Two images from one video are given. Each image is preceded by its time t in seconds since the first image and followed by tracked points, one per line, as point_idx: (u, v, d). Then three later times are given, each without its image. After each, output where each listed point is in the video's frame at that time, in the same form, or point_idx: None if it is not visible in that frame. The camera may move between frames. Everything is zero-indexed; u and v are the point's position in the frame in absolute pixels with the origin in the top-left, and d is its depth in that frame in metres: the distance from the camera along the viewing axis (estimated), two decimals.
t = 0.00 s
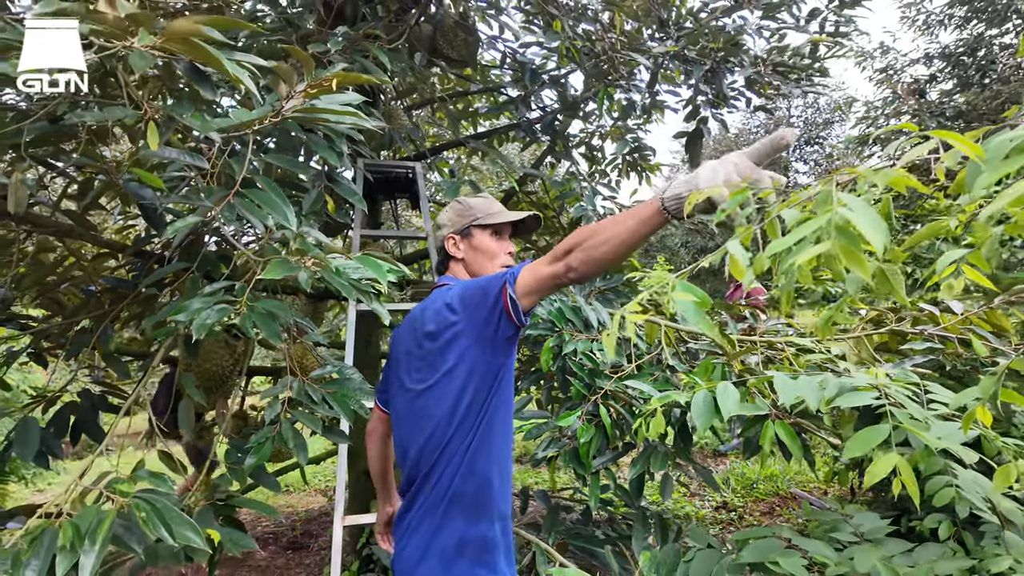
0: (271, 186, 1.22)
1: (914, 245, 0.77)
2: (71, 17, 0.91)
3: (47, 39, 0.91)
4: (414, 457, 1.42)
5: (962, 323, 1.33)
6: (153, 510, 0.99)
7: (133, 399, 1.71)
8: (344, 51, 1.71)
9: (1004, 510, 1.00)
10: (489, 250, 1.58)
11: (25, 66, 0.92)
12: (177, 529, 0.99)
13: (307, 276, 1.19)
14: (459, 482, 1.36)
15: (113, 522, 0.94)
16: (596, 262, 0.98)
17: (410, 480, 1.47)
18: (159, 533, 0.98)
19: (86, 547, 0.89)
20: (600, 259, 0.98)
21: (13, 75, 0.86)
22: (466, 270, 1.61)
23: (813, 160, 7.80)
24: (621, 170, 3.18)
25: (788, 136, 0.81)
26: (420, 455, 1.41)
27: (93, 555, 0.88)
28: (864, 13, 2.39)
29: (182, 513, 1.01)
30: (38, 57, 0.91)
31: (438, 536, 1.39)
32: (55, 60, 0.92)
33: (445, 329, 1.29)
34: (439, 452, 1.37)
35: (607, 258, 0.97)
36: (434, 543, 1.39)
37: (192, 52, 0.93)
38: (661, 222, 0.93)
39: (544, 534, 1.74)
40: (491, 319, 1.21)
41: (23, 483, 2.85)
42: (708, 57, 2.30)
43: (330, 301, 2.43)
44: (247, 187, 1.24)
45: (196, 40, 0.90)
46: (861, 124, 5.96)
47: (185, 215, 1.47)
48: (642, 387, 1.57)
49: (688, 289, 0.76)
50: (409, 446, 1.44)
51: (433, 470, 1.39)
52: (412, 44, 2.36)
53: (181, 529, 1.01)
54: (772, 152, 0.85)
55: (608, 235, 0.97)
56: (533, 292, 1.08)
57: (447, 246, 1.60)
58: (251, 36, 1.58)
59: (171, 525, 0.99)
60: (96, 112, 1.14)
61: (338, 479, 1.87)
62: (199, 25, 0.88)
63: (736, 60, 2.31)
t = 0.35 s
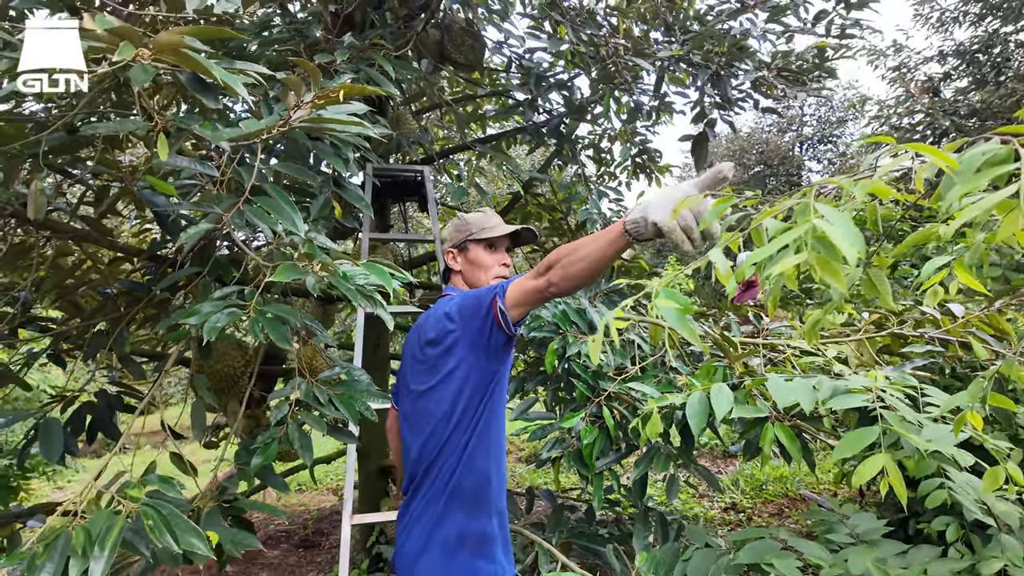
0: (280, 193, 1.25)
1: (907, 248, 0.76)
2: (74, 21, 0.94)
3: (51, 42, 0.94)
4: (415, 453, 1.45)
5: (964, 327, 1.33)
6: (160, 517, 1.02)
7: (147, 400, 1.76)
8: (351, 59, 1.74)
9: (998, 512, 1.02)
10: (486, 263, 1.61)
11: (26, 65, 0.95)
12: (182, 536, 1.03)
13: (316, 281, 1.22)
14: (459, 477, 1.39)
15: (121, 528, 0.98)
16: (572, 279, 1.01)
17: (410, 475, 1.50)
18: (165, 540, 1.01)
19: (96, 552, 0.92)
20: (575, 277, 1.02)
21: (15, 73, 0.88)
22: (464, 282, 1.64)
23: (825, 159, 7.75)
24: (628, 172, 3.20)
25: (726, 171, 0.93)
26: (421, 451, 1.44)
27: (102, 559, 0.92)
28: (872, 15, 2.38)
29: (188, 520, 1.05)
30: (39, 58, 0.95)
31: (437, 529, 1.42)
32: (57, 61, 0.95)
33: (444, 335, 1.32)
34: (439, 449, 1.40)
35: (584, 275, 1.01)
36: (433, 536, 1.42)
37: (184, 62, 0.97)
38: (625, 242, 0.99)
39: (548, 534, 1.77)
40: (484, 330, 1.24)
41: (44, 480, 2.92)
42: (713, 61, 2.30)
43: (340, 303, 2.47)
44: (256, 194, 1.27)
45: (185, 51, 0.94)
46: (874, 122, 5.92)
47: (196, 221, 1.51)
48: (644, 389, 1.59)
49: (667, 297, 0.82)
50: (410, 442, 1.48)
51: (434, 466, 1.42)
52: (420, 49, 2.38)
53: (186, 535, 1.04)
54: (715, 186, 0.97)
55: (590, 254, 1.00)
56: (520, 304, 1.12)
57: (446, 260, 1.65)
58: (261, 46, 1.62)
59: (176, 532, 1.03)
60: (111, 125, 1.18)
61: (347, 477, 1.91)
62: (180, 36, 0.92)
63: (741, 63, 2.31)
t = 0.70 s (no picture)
0: (285, 197, 1.27)
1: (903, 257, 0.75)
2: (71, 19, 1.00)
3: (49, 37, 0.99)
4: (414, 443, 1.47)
5: (968, 327, 1.32)
6: (157, 515, 1.04)
7: (158, 401, 1.79)
8: (357, 64, 1.76)
9: (998, 516, 1.02)
10: (486, 266, 1.63)
11: (25, 65, 0.97)
12: (179, 534, 1.04)
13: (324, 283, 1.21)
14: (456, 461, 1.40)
15: (120, 525, 1.00)
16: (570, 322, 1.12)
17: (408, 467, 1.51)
18: (161, 536, 1.03)
19: (95, 548, 0.95)
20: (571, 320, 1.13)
21: None
22: (466, 284, 1.66)
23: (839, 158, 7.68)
24: (637, 172, 3.20)
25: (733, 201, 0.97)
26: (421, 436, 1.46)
27: (100, 555, 0.94)
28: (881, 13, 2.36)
29: (186, 518, 1.07)
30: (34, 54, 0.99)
31: (435, 512, 1.41)
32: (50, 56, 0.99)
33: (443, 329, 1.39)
34: (437, 434, 1.42)
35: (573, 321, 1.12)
36: (430, 518, 1.41)
37: (191, 73, 0.99)
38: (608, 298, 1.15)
39: (552, 534, 1.77)
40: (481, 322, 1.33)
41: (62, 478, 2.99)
42: (718, 62, 2.30)
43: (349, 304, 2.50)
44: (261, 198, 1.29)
45: (194, 63, 0.97)
46: (888, 120, 5.86)
47: (204, 225, 1.54)
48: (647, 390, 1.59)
49: (652, 306, 1.00)
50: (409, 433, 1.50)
51: (432, 450, 1.43)
52: (427, 53, 2.40)
53: (183, 533, 1.06)
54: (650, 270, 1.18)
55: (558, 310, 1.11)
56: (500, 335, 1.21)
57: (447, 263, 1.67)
58: (268, 52, 1.65)
59: (173, 529, 1.04)
60: (120, 132, 1.21)
61: (354, 476, 1.93)
62: (188, 50, 0.94)
63: (747, 64, 2.31)
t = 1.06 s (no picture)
0: (295, 199, 1.29)
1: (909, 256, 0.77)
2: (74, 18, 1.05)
3: (54, 35, 1.03)
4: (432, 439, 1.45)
5: (981, 326, 1.31)
6: (181, 508, 1.07)
7: (175, 399, 1.83)
8: (367, 66, 1.78)
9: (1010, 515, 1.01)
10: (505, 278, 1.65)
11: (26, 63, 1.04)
12: (202, 527, 1.07)
13: (330, 284, 1.24)
14: (480, 455, 1.40)
15: (145, 518, 1.03)
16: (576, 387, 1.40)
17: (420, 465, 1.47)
18: (185, 529, 1.06)
19: (121, 539, 0.98)
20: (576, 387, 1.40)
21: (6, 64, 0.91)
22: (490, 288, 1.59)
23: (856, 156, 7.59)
24: (648, 171, 3.19)
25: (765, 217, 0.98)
26: (440, 429, 1.43)
27: (126, 546, 0.97)
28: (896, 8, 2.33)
29: (208, 511, 1.09)
30: (43, 55, 1.04)
31: (459, 507, 1.39)
32: (58, 56, 1.03)
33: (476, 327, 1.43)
34: (461, 429, 1.41)
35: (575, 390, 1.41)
36: (454, 512, 1.39)
37: (211, 80, 1.01)
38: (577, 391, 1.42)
39: (563, 533, 1.78)
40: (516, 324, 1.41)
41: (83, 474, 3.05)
42: (728, 59, 2.28)
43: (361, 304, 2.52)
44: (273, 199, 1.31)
45: (216, 71, 0.99)
46: (905, 117, 5.79)
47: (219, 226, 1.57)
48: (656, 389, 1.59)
49: (654, 304, 1.09)
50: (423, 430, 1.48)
51: (455, 444, 1.41)
52: (438, 54, 2.42)
53: (206, 525, 1.09)
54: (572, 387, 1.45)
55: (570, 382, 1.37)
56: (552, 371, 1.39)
57: (476, 269, 1.53)
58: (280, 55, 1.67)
59: (196, 522, 1.07)
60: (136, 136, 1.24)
61: (366, 474, 1.95)
62: (212, 58, 0.97)
63: (757, 61, 2.29)
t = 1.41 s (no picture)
0: (309, 199, 1.30)
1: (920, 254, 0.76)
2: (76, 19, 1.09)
3: (55, 33, 1.06)
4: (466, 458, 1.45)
5: (1000, 326, 1.29)
6: (207, 503, 1.09)
7: (193, 397, 1.85)
8: (381, 68, 1.79)
9: None
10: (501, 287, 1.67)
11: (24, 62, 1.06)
12: (228, 521, 1.09)
13: (344, 284, 1.25)
14: (519, 474, 1.45)
15: (172, 513, 1.05)
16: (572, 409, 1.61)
17: (445, 484, 1.45)
18: (212, 524, 1.08)
19: (149, 534, 1.00)
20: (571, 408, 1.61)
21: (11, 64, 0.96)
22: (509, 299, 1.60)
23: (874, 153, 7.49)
24: (662, 170, 3.18)
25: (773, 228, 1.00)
26: (478, 444, 1.44)
27: (155, 540, 0.99)
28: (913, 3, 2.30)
29: (232, 506, 1.12)
30: (42, 53, 1.05)
31: (499, 522, 1.43)
32: (58, 53, 1.04)
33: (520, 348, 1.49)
34: (503, 448, 1.45)
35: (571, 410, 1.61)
36: (494, 530, 1.42)
37: (218, 81, 1.02)
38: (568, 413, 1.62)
39: (577, 532, 1.78)
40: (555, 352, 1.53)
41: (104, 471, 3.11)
42: (741, 57, 2.26)
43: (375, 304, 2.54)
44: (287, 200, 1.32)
45: (218, 72, 0.99)
46: (924, 114, 5.70)
47: (235, 227, 1.59)
48: (669, 389, 1.59)
49: (662, 300, 1.08)
50: (452, 447, 1.45)
51: (494, 459, 1.45)
52: (450, 54, 2.42)
53: (230, 520, 1.11)
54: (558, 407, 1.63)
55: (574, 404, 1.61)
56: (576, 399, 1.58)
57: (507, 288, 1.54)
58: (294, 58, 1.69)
59: (221, 517, 1.09)
60: (154, 140, 1.26)
61: (381, 472, 1.97)
62: (213, 59, 0.96)
63: (771, 59, 2.27)
